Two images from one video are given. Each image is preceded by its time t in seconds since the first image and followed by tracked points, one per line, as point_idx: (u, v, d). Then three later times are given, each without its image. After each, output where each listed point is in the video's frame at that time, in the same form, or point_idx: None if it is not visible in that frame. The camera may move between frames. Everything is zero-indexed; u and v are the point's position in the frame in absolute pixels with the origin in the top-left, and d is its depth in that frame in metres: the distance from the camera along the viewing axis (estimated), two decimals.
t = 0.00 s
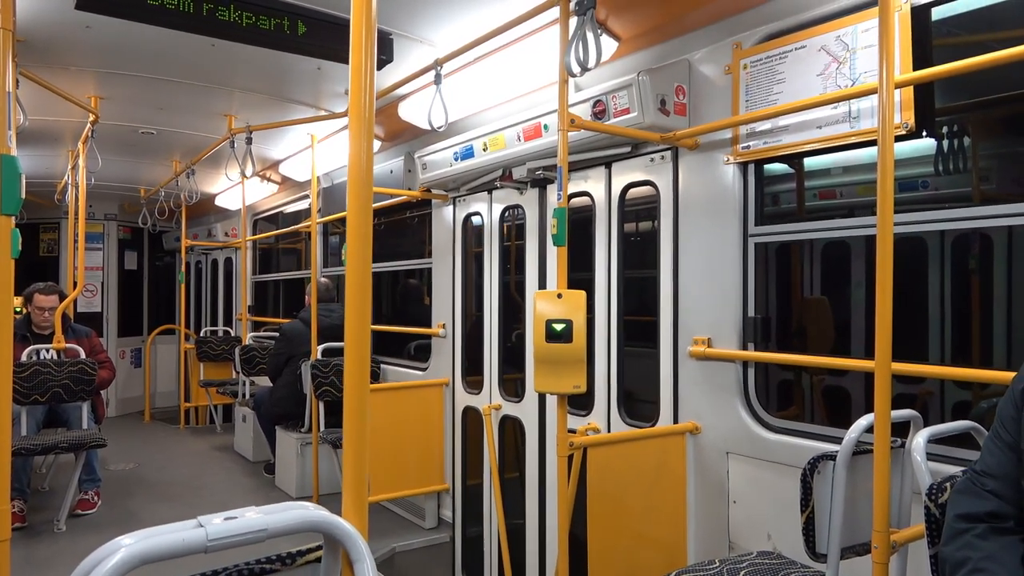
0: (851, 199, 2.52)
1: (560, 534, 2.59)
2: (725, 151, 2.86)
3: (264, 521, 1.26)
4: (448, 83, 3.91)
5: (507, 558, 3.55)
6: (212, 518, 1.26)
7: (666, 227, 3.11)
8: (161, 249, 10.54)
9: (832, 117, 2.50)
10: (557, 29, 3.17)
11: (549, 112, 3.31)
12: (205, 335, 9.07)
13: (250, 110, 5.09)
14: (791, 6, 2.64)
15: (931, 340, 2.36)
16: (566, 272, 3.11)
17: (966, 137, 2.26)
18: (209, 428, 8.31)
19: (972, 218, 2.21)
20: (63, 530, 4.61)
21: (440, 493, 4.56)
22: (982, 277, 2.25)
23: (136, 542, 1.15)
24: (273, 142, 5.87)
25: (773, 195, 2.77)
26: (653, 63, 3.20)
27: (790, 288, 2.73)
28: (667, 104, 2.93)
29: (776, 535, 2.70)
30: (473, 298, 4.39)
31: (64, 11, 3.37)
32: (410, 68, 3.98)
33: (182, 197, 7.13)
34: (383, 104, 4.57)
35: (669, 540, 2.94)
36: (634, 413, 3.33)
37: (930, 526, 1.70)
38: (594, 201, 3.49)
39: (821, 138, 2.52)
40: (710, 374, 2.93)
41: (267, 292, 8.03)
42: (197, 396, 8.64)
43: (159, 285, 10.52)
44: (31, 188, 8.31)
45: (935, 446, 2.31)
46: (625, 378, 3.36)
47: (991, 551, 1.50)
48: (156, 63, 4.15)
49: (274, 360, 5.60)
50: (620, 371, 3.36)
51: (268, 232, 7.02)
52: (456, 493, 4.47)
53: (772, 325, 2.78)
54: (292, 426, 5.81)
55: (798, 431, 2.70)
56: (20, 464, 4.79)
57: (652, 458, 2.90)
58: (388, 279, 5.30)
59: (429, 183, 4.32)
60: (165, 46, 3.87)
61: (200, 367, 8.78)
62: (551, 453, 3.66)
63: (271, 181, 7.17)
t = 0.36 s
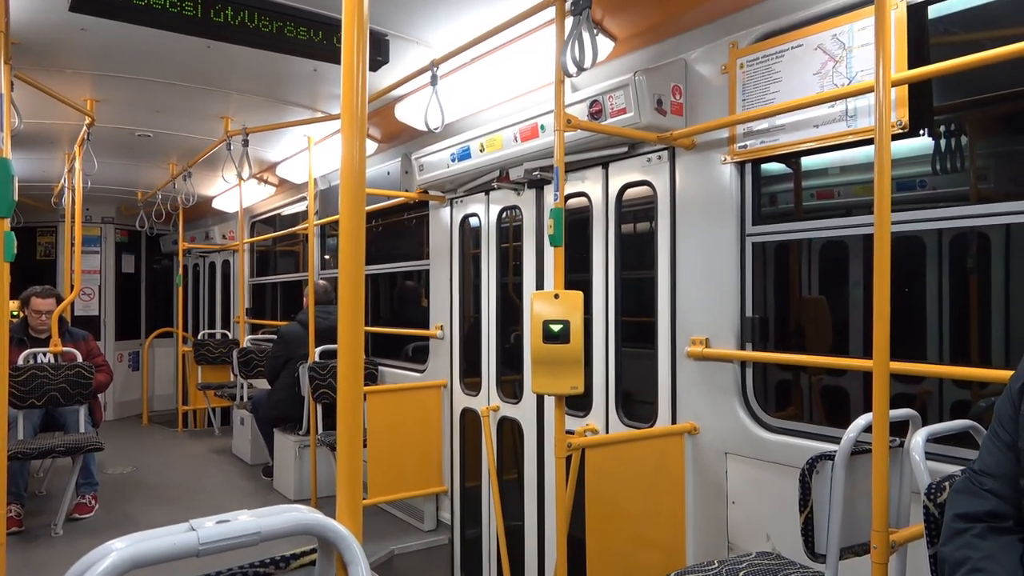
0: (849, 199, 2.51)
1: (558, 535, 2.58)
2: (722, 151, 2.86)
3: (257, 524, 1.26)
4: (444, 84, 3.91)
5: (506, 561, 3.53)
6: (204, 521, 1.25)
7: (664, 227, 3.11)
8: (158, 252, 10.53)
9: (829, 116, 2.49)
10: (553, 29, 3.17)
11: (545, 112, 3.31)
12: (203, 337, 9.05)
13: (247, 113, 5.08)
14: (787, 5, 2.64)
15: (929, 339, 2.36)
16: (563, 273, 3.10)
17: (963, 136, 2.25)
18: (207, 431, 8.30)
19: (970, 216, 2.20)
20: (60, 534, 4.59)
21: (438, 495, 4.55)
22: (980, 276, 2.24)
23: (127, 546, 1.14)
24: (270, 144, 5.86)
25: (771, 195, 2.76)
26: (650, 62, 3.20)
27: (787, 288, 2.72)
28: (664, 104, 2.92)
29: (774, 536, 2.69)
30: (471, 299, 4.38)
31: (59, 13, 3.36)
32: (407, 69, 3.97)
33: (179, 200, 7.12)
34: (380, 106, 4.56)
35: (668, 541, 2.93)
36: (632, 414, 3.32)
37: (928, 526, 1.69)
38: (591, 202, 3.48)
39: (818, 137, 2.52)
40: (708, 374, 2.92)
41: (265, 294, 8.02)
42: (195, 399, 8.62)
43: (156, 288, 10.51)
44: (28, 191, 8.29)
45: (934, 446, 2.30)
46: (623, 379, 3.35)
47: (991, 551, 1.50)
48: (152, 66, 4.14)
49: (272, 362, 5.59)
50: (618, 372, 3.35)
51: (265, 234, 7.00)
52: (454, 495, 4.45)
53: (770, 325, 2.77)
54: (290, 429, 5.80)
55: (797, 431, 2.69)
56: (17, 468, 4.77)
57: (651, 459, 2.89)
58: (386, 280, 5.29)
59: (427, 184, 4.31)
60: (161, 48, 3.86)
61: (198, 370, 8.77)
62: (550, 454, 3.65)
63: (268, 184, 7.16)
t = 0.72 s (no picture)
0: (843, 199, 2.52)
1: (553, 536, 2.58)
2: (717, 151, 2.86)
3: (250, 525, 1.25)
4: (439, 84, 3.90)
5: (501, 561, 3.53)
6: (196, 522, 1.25)
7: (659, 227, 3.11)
8: (153, 253, 10.50)
9: (823, 116, 2.49)
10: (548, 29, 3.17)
11: (540, 112, 3.31)
12: (198, 338, 9.02)
13: (241, 113, 5.07)
14: (781, 4, 2.64)
15: (923, 339, 2.36)
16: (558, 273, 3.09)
17: (957, 136, 2.26)
18: (202, 432, 8.28)
19: (964, 216, 2.21)
20: (55, 536, 4.57)
21: (434, 496, 4.54)
22: (974, 275, 2.25)
23: (119, 548, 1.13)
24: (264, 145, 5.85)
25: (765, 195, 2.77)
26: (645, 62, 3.20)
27: (782, 288, 2.72)
28: (659, 104, 2.93)
29: (770, 535, 2.70)
30: (466, 300, 4.38)
31: (53, 13, 3.35)
32: (402, 70, 3.97)
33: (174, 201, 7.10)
34: (374, 106, 4.55)
35: (663, 540, 2.93)
36: (628, 414, 3.32)
37: (923, 524, 1.70)
38: (586, 202, 3.48)
39: (812, 137, 2.52)
40: (704, 374, 2.93)
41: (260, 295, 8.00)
42: (190, 400, 8.60)
43: (151, 289, 10.48)
44: (21, 192, 8.26)
45: (929, 445, 2.31)
46: (618, 378, 3.35)
47: (984, 549, 1.50)
48: (147, 66, 4.13)
49: (268, 363, 5.58)
50: (614, 372, 3.35)
51: (261, 235, 6.99)
52: (450, 495, 4.45)
53: (765, 325, 2.78)
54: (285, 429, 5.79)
55: (792, 430, 2.69)
56: (11, 470, 4.75)
57: (646, 459, 2.89)
58: (381, 281, 5.28)
59: (422, 184, 4.31)
60: (155, 49, 3.85)
61: (193, 371, 8.74)
62: (545, 454, 3.65)
63: (263, 184, 7.14)
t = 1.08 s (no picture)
0: (838, 196, 2.53)
1: (550, 533, 2.58)
2: (713, 148, 2.87)
3: (250, 519, 1.25)
4: (435, 81, 3.90)
5: (498, 558, 3.53)
6: (197, 517, 1.25)
7: (655, 224, 3.11)
8: (147, 250, 10.47)
9: (819, 113, 2.50)
10: (544, 26, 3.16)
11: (536, 109, 3.31)
12: (193, 336, 9.00)
13: (236, 110, 5.05)
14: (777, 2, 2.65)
15: (918, 335, 2.37)
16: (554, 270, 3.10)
17: (951, 133, 2.27)
18: (197, 430, 8.26)
19: (958, 212, 2.22)
20: (50, 534, 4.56)
21: (430, 493, 4.55)
22: (968, 272, 2.26)
23: (119, 542, 1.13)
24: (260, 142, 5.83)
25: (761, 193, 2.78)
26: (640, 60, 3.21)
27: (778, 284, 2.73)
28: (655, 101, 2.93)
29: (765, 530, 2.71)
30: (462, 297, 4.38)
31: (47, 9, 3.34)
32: (397, 66, 3.96)
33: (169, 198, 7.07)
34: (370, 103, 4.54)
35: (659, 537, 2.94)
36: (624, 410, 3.33)
37: (919, 519, 1.71)
38: (582, 199, 3.48)
39: (808, 134, 2.53)
40: (700, 371, 2.93)
41: (255, 293, 7.98)
42: (185, 398, 8.57)
43: (145, 286, 10.44)
44: (14, 189, 8.22)
45: (923, 440, 2.32)
46: (614, 375, 3.35)
47: (979, 543, 1.52)
48: (141, 62, 4.11)
49: (263, 360, 5.57)
50: (610, 369, 3.35)
51: (256, 233, 6.97)
52: (446, 492, 4.45)
53: (760, 321, 2.79)
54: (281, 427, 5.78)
55: (787, 427, 2.70)
56: (5, 468, 4.74)
57: (642, 455, 2.90)
58: (377, 278, 5.28)
59: (418, 181, 4.31)
60: (150, 45, 3.83)
61: (188, 368, 8.72)
62: (541, 451, 3.65)
63: (258, 181, 7.12)
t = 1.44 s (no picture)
0: (837, 187, 2.51)
1: (545, 525, 2.57)
2: (711, 138, 2.85)
3: (237, 510, 1.24)
4: (432, 70, 3.87)
5: (493, 550, 3.53)
6: (183, 507, 1.23)
7: (652, 215, 3.10)
8: (142, 241, 10.42)
9: (817, 103, 2.48)
10: (541, 14, 3.14)
11: (533, 99, 3.29)
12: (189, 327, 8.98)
13: (232, 99, 5.02)
14: None
15: (915, 327, 2.37)
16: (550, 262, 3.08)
17: (950, 125, 2.25)
18: (193, 421, 8.24)
19: (956, 204, 2.21)
20: (43, 524, 4.55)
21: (426, 484, 4.54)
22: (966, 264, 2.24)
23: (104, 532, 1.12)
24: (255, 132, 5.80)
25: (759, 184, 2.76)
26: (638, 49, 3.18)
27: (775, 276, 2.72)
28: (653, 91, 2.91)
29: (760, 522, 2.71)
30: (458, 288, 4.36)
31: None
32: (394, 55, 3.93)
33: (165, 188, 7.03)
34: (366, 93, 4.51)
35: (654, 528, 2.94)
36: (620, 402, 3.32)
37: (914, 511, 1.70)
38: (579, 190, 3.46)
39: (807, 124, 2.51)
40: (696, 362, 2.92)
41: (251, 284, 7.95)
42: (180, 389, 8.55)
43: (141, 277, 10.41)
44: (9, 178, 8.17)
45: (919, 433, 2.31)
46: (610, 367, 3.34)
47: (975, 535, 1.51)
48: (135, 50, 4.08)
49: (258, 351, 5.56)
50: (606, 361, 3.34)
51: (251, 223, 6.94)
52: (442, 483, 4.44)
53: (757, 313, 2.78)
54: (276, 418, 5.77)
55: (783, 418, 2.69)
56: None
57: (637, 447, 2.89)
58: (374, 269, 5.26)
59: (414, 172, 4.28)
60: (144, 32, 3.79)
61: (183, 359, 8.70)
62: (537, 443, 3.65)
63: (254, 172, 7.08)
